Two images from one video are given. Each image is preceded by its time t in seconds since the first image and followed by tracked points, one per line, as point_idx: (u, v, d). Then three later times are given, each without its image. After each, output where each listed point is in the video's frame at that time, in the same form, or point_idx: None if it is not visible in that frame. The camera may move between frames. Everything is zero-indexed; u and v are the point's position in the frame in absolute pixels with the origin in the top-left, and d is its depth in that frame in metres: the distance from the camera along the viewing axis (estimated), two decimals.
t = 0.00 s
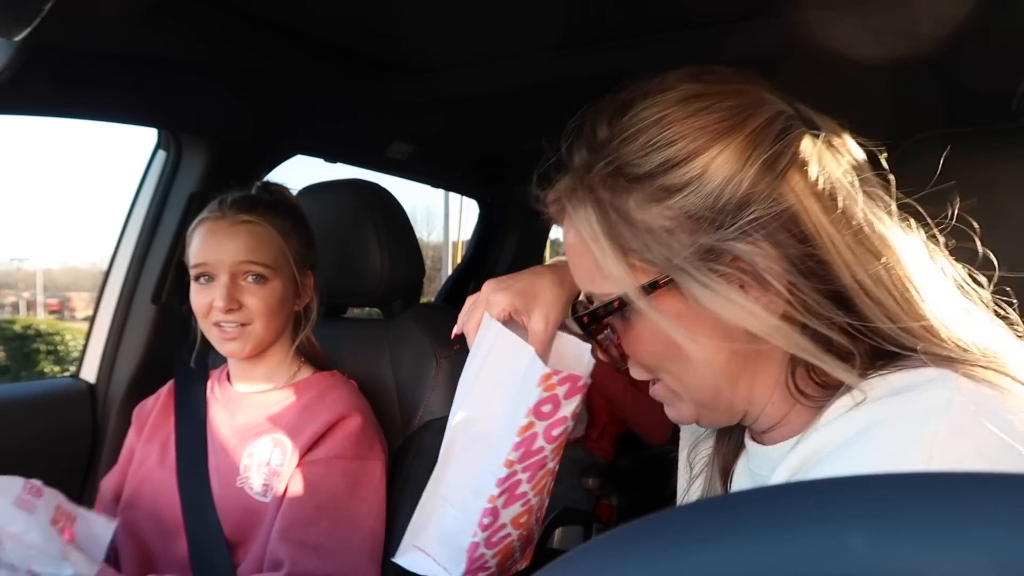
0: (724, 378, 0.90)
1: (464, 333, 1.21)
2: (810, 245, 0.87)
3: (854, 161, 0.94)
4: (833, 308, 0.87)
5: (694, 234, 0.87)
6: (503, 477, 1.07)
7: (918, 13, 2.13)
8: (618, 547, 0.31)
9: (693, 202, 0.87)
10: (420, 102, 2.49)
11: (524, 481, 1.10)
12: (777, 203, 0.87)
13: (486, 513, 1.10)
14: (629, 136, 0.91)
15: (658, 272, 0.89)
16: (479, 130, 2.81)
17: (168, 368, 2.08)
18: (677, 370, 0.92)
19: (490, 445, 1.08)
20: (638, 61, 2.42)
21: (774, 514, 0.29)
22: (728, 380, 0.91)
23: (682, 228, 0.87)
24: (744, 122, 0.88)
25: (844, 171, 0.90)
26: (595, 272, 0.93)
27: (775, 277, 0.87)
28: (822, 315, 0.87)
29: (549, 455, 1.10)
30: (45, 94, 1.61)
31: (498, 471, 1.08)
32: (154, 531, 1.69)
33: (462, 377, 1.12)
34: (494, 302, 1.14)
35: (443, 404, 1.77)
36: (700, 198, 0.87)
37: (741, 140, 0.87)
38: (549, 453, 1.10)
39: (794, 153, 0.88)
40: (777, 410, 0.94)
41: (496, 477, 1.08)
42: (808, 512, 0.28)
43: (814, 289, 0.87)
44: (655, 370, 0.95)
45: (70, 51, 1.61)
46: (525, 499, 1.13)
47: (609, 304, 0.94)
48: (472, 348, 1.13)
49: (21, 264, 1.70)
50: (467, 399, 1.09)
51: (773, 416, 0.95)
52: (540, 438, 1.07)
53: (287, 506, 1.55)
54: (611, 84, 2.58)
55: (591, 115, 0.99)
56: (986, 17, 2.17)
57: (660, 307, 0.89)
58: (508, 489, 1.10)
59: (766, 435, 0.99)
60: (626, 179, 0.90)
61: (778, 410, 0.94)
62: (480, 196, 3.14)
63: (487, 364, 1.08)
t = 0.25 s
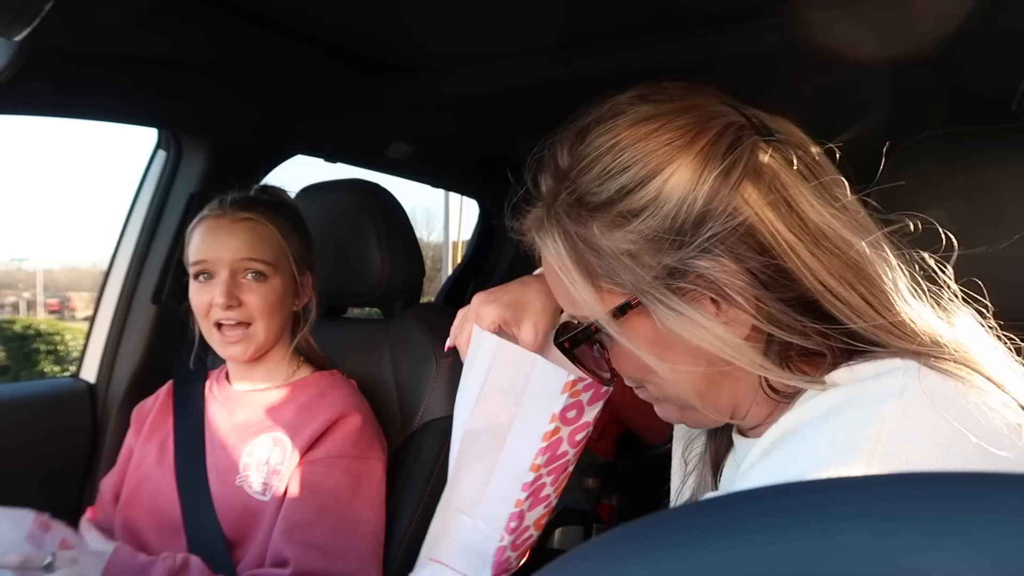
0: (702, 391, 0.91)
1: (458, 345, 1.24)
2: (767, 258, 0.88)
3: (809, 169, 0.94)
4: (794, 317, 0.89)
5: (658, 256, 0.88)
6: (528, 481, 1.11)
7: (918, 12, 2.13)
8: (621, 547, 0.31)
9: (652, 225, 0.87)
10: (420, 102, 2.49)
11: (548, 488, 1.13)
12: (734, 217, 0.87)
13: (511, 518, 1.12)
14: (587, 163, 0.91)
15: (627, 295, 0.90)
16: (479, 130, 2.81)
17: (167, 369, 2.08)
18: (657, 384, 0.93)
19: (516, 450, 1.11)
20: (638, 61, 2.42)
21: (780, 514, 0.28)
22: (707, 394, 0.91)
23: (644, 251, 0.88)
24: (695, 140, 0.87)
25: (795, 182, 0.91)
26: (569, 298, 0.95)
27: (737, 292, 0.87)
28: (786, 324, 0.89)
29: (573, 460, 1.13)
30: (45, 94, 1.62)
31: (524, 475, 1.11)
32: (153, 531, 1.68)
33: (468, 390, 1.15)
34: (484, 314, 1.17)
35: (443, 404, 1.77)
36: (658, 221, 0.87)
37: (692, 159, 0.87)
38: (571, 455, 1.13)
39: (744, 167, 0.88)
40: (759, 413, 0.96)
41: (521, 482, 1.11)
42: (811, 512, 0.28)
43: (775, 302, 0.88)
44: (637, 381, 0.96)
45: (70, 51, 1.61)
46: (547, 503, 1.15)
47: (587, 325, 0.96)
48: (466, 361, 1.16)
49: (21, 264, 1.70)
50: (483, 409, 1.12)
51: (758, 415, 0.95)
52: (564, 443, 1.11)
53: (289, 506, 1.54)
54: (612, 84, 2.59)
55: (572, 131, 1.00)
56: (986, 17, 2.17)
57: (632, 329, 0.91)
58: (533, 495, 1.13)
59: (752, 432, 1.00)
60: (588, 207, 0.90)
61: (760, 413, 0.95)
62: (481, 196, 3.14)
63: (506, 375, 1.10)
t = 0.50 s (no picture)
0: (721, 381, 0.90)
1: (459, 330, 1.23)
2: (790, 253, 0.87)
3: (835, 167, 0.94)
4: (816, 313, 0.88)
5: (680, 250, 0.87)
6: (490, 477, 1.07)
7: (918, 12, 2.13)
8: (620, 548, 0.31)
9: (675, 219, 0.87)
10: (420, 102, 2.49)
11: (512, 480, 1.10)
12: (756, 213, 0.86)
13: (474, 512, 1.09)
14: (609, 157, 0.91)
15: (648, 289, 0.89)
16: (479, 130, 2.82)
17: (168, 369, 2.08)
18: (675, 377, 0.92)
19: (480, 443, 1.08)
20: (638, 61, 2.42)
21: (778, 513, 0.29)
22: (726, 385, 0.91)
23: (666, 245, 0.87)
24: (717, 137, 0.88)
25: (819, 179, 0.91)
26: (590, 294, 0.94)
27: (758, 285, 0.87)
28: (807, 320, 0.88)
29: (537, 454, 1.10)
30: (45, 94, 1.62)
31: (486, 471, 1.07)
32: (151, 533, 1.68)
33: (456, 380, 1.12)
34: (487, 301, 1.15)
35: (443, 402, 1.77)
36: (681, 215, 0.87)
37: (713, 156, 0.87)
38: (536, 454, 1.10)
39: (767, 164, 0.88)
40: (780, 404, 0.95)
41: (483, 477, 1.07)
42: (810, 513, 0.28)
43: (796, 296, 0.88)
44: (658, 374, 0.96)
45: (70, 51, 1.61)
46: (513, 498, 1.13)
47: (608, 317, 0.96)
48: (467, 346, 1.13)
49: (21, 264, 1.70)
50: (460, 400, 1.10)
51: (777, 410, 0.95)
52: (528, 439, 1.07)
53: (270, 500, 1.55)
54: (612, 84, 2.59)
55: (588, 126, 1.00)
56: (986, 17, 2.17)
57: (653, 321, 0.90)
58: (496, 490, 1.09)
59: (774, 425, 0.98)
60: (610, 201, 0.90)
61: (781, 404, 0.94)
62: (481, 196, 3.14)
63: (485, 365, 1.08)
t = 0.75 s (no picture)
0: (765, 347, 0.83)
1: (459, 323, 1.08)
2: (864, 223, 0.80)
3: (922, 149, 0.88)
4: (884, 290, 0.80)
5: (743, 205, 0.81)
6: (548, 454, 1.00)
7: (919, 13, 2.13)
8: (618, 549, 0.31)
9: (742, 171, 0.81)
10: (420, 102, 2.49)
11: (565, 458, 1.04)
12: (828, 177, 0.80)
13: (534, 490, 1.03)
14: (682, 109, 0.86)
15: (699, 241, 0.83)
16: (479, 129, 2.81)
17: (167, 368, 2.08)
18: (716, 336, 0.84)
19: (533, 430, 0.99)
20: (638, 61, 2.42)
21: (774, 513, 0.28)
22: (768, 352, 0.83)
23: (729, 200, 0.81)
24: (803, 97, 0.82)
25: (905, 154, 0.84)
26: (638, 246, 0.88)
27: (822, 251, 0.80)
28: (866, 294, 0.80)
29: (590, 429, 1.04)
30: (45, 93, 1.62)
31: (542, 449, 1.00)
32: (147, 535, 1.67)
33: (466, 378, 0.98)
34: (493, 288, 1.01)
35: (443, 404, 1.76)
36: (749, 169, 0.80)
37: (794, 114, 0.81)
38: (589, 426, 1.05)
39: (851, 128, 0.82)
40: (815, 386, 0.86)
41: (540, 456, 1.00)
42: (812, 517, 0.28)
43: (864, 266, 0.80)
44: (688, 336, 0.88)
45: (69, 50, 1.61)
46: (565, 477, 1.08)
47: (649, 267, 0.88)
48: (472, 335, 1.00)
49: (20, 264, 1.69)
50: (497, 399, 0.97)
51: (808, 394, 0.87)
52: (581, 413, 1.01)
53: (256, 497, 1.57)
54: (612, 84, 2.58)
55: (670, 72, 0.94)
56: (987, 17, 2.17)
57: (699, 273, 0.83)
58: (551, 468, 1.03)
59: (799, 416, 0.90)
60: (677, 148, 0.84)
61: (813, 386, 0.86)
62: (481, 196, 3.13)
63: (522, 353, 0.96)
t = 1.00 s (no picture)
0: (792, 309, 0.80)
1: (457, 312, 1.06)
2: (957, 218, 0.74)
3: None
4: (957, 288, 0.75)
5: (835, 159, 0.75)
6: (519, 463, 0.87)
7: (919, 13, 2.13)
8: (618, 548, 0.31)
9: (845, 123, 0.74)
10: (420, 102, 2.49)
11: (538, 471, 0.91)
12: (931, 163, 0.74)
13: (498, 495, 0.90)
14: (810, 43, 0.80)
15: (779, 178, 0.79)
16: (479, 129, 2.81)
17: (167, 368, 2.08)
18: (746, 284, 0.82)
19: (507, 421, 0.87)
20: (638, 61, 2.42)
21: (773, 512, 0.28)
22: (797, 315, 0.81)
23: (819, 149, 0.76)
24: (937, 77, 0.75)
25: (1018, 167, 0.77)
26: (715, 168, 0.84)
27: (899, 233, 0.75)
28: (928, 283, 0.75)
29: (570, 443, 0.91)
30: (45, 93, 1.62)
31: (513, 457, 0.88)
32: (148, 535, 1.68)
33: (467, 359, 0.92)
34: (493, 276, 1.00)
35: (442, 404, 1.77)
36: (853, 124, 0.74)
37: (923, 89, 0.74)
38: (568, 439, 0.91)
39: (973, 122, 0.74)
40: (841, 371, 0.83)
41: (510, 464, 0.88)
42: (813, 517, 0.28)
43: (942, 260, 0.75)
44: (714, 281, 0.86)
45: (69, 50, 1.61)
46: (536, 489, 0.93)
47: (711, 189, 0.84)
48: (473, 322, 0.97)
49: (21, 264, 1.69)
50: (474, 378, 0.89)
51: (822, 381, 0.84)
52: (562, 425, 0.88)
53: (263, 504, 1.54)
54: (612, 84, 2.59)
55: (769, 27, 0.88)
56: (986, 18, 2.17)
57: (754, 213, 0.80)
58: (521, 479, 0.90)
59: (825, 411, 0.87)
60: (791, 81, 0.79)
61: (840, 372, 0.83)
62: (481, 195, 3.13)
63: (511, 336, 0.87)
